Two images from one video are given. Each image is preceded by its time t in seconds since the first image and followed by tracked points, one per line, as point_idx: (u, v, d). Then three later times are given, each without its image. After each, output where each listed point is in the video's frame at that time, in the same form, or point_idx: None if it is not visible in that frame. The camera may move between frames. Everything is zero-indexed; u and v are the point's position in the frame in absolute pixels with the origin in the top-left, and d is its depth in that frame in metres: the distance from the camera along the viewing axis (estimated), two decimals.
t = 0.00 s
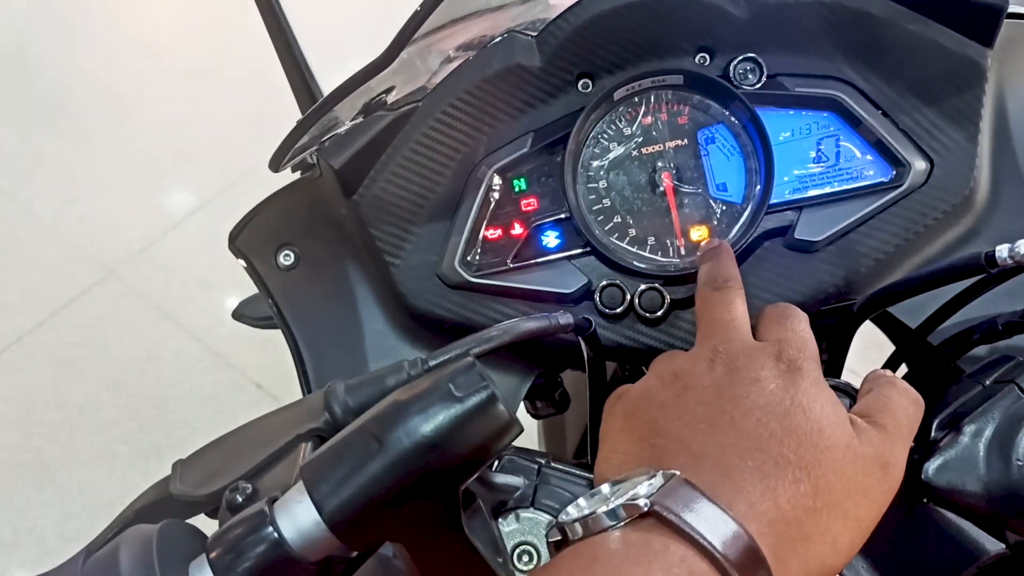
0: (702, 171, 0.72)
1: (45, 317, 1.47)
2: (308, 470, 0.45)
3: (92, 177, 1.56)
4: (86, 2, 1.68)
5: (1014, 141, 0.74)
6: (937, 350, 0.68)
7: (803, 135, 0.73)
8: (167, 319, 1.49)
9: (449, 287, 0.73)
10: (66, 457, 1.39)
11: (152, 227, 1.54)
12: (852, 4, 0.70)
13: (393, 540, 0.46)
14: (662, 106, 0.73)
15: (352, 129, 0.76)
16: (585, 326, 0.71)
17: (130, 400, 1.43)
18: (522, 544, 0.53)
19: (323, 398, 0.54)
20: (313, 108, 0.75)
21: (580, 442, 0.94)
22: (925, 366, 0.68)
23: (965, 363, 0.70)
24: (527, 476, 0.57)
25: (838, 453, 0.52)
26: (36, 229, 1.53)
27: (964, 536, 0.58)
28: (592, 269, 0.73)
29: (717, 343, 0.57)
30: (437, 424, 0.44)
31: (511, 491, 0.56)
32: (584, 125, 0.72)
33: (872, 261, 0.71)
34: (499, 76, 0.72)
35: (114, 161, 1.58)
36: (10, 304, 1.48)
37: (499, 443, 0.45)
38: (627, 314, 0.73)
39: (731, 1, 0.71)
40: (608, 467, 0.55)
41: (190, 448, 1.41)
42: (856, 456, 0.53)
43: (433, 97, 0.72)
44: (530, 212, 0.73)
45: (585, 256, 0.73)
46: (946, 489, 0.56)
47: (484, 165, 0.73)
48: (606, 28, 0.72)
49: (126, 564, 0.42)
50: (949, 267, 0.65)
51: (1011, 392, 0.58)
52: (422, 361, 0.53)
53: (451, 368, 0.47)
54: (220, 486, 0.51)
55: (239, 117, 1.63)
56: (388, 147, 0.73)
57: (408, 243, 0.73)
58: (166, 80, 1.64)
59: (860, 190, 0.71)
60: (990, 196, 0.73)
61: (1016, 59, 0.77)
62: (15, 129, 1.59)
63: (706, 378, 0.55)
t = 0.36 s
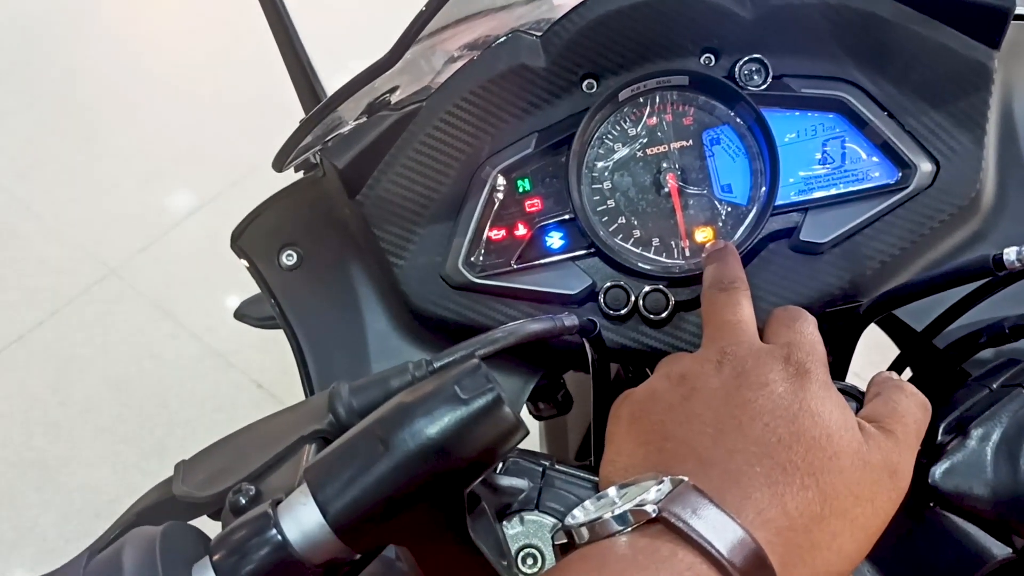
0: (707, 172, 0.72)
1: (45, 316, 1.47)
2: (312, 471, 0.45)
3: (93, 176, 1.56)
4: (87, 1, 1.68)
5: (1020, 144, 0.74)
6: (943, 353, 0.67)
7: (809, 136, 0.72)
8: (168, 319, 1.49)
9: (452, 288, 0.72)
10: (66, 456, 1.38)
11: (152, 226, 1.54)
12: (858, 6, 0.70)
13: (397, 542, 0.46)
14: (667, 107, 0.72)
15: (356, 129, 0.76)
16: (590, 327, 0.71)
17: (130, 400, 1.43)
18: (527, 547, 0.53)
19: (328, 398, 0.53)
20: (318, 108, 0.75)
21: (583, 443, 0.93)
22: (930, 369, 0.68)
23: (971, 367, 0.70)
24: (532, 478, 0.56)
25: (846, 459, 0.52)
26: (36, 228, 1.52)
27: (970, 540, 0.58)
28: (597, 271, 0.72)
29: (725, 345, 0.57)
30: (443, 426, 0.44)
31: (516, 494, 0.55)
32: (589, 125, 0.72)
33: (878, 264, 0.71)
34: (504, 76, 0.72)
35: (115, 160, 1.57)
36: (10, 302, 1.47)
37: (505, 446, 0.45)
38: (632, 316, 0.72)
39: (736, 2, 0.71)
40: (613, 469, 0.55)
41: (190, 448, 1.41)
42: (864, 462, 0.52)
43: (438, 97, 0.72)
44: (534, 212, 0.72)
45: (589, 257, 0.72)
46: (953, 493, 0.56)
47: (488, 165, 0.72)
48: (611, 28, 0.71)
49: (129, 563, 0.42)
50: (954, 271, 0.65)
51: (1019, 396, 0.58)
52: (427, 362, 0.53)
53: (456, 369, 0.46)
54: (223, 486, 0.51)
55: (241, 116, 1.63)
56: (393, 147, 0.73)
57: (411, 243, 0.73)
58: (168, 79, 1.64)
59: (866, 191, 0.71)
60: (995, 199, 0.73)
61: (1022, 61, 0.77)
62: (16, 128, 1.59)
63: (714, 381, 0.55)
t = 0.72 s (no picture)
0: (714, 177, 0.71)
1: (46, 317, 1.46)
2: (319, 480, 0.44)
3: (94, 177, 1.56)
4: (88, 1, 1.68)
5: None
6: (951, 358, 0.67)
7: (816, 141, 0.72)
8: (170, 321, 1.48)
9: (457, 292, 0.72)
10: (67, 458, 1.38)
11: (154, 227, 1.54)
12: (865, 9, 0.70)
13: (404, 551, 0.45)
14: (674, 111, 0.72)
15: (362, 133, 0.76)
16: (598, 333, 0.69)
17: (131, 401, 1.43)
18: (535, 555, 0.53)
19: (334, 405, 0.53)
20: (322, 114, 0.73)
21: (587, 447, 0.93)
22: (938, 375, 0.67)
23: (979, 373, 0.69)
24: (539, 486, 0.56)
25: (857, 467, 0.52)
26: (37, 228, 1.52)
27: (981, 548, 0.57)
28: (603, 275, 0.72)
29: (734, 351, 0.57)
30: (451, 435, 0.43)
31: (523, 501, 0.55)
32: (595, 130, 0.71)
33: (885, 269, 0.71)
34: (509, 80, 0.71)
35: (116, 160, 1.57)
36: (10, 303, 1.47)
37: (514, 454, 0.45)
38: (638, 321, 0.72)
39: (743, 5, 0.70)
40: (621, 477, 0.54)
41: (192, 450, 1.40)
42: (875, 471, 0.52)
43: (443, 100, 0.72)
44: (540, 217, 0.72)
45: (595, 261, 0.72)
46: (964, 501, 0.55)
47: (493, 169, 0.72)
48: (617, 31, 0.71)
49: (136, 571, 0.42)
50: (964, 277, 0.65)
51: None
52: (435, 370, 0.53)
53: (464, 377, 0.46)
54: (227, 494, 0.50)
55: (243, 117, 1.63)
56: (397, 151, 0.73)
57: (416, 248, 0.73)
58: (169, 79, 1.64)
59: (873, 196, 0.70)
60: (1003, 203, 0.72)
61: None
62: (16, 128, 1.58)
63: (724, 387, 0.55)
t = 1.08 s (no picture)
0: (730, 182, 0.71)
1: (48, 318, 1.46)
2: (339, 491, 0.43)
3: (98, 178, 1.55)
4: None
5: None
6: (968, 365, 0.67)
7: (833, 146, 0.71)
8: (173, 322, 1.48)
9: (471, 298, 0.71)
10: (70, 459, 1.38)
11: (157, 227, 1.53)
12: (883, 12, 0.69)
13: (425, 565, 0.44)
14: (689, 115, 0.71)
15: (374, 136, 0.75)
16: (615, 340, 0.71)
17: (134, 403, 1.42)
18: (554, 566, 0.52)
19: (351, 414, 0.52)
20: (335, 121, 0.72)
21: (597, 452, 0.92)
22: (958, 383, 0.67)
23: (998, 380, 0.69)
24: (557, 495, 0.55)
25: (882, 479, 0.51)
26: (40, 229, 1.51)
27: (1005, 559, 0.55)
28: (618, 281, 0.71)
29: (756, 357, 0.56)
30: (473, 446, 0.43)
31: (542, 511, 0.54)
32: (610, 134, 0.70)
33: (902, 275, 0.70)
34: (523, 84, 0.70)
35: (120, 162, 1.56)
36: (12, 303, 1.46)
37: (536, 465, 0.44)
38: (654, 327, 0.71)
39: (759, 9, 0.70)
40: (639, 488, 0.54)
41: (194, 454, 1.40)
42: (899, 483, 0.52)
43: (456, 104, 0.71)
44: (554, 222, 0.71)
45: (609, 267, 0.71)
46: (987, 513, 0.55)
47: (507, 173, 0.71)
48: (631, 35, 0.70)
49: None
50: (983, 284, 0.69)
51: None
52: (453, 378, 0.52)
53: (485, 388, 0.45)
54: (244, 505, 0.50)
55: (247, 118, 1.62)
56: (410, 155, 0.72)
57: (429, 253, 0.72)
58: (174, 80, 1.63)
59: (891, 202, 0.70)
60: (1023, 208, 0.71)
61: None
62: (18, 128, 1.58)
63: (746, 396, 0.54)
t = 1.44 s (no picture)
0: (766, 182, 0.70)
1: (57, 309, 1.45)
2: (386, 484, 0.43)
3: (108, 169, 1.53)
4: None
5: None
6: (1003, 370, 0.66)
7: (869, 147, 0.71)
8: (182, 314, 1.47)
9: (503, 293, 0.71)
10: (79, 450, 1.38)
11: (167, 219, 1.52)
12: (922, 14, 0.69)
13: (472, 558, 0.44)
14: (726, 114, 0.71)
15: (408, 129, 0.74)
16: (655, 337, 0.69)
17: (143, 395, 1.42)
18: (594, 563, 0.52)
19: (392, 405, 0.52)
20: (368, 119, 0.71)
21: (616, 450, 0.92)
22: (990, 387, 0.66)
23: None
24: (597, 492, 0.55)
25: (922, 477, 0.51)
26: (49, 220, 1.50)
27: None
28: (651, 280, 0.71)
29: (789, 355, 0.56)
30: (525, 438, 0.42)
31: (581, 508, 0.54)
32: (647, 131, 0.70)
33: (937, 279, 0.70)
34: (559, 80, 0.70)
35: (130, 152, 1.55)
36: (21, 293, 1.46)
37: (585, 461, 0.44)
38: (686, 326, 0.71)
39: (799, 8, 0.69)
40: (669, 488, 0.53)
41: (201, 449, 1.39)
42: (940, 478, 0.51)
43: (492, 98, 0.70)
44: (587, 218, 0.71)
45: (642, 265, 0.71)
46: None
47: (542, 169, 0.71)
48: (668, 32, 0.69)
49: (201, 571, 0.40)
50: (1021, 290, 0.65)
51: None
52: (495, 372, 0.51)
53: (536, 381, 0.45)
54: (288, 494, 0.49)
55: (258, 107, 1.58)
56: (444, 150, 0.71)
57: (461, 248, 0.72)
58: (183, 68, 1.60)
59: (928, 204, 0.70)
60: None
61: None
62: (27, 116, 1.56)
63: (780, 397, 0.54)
